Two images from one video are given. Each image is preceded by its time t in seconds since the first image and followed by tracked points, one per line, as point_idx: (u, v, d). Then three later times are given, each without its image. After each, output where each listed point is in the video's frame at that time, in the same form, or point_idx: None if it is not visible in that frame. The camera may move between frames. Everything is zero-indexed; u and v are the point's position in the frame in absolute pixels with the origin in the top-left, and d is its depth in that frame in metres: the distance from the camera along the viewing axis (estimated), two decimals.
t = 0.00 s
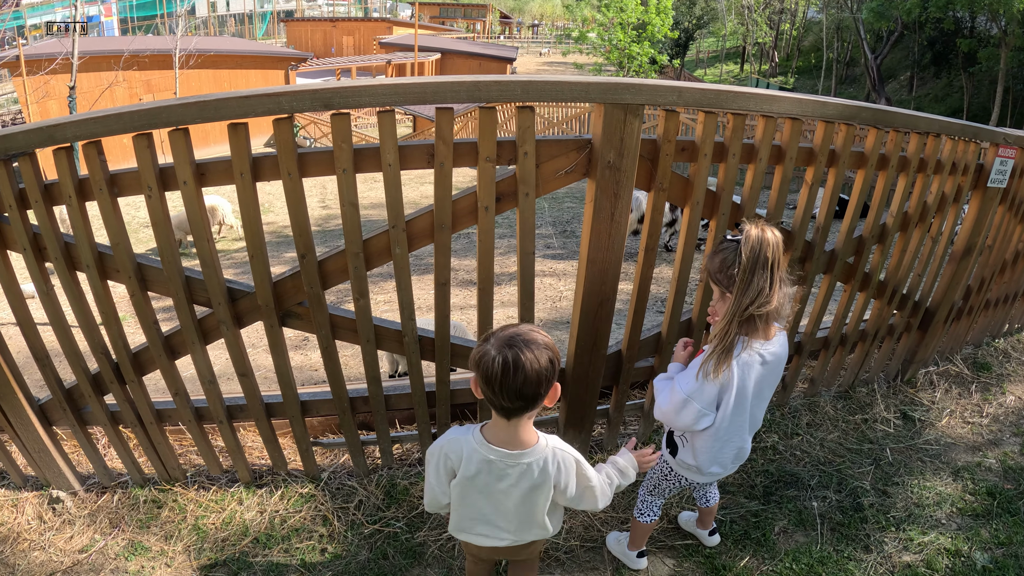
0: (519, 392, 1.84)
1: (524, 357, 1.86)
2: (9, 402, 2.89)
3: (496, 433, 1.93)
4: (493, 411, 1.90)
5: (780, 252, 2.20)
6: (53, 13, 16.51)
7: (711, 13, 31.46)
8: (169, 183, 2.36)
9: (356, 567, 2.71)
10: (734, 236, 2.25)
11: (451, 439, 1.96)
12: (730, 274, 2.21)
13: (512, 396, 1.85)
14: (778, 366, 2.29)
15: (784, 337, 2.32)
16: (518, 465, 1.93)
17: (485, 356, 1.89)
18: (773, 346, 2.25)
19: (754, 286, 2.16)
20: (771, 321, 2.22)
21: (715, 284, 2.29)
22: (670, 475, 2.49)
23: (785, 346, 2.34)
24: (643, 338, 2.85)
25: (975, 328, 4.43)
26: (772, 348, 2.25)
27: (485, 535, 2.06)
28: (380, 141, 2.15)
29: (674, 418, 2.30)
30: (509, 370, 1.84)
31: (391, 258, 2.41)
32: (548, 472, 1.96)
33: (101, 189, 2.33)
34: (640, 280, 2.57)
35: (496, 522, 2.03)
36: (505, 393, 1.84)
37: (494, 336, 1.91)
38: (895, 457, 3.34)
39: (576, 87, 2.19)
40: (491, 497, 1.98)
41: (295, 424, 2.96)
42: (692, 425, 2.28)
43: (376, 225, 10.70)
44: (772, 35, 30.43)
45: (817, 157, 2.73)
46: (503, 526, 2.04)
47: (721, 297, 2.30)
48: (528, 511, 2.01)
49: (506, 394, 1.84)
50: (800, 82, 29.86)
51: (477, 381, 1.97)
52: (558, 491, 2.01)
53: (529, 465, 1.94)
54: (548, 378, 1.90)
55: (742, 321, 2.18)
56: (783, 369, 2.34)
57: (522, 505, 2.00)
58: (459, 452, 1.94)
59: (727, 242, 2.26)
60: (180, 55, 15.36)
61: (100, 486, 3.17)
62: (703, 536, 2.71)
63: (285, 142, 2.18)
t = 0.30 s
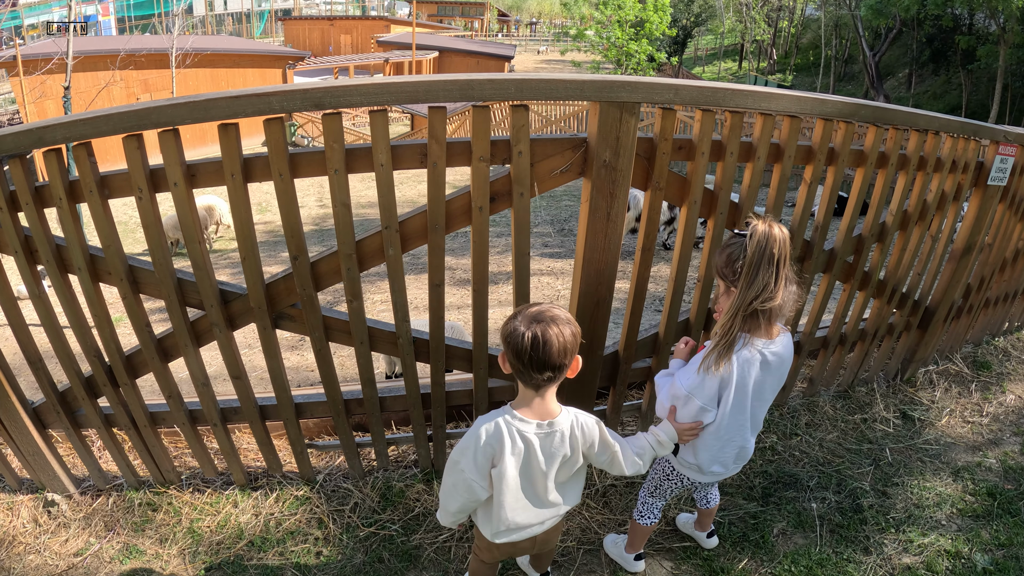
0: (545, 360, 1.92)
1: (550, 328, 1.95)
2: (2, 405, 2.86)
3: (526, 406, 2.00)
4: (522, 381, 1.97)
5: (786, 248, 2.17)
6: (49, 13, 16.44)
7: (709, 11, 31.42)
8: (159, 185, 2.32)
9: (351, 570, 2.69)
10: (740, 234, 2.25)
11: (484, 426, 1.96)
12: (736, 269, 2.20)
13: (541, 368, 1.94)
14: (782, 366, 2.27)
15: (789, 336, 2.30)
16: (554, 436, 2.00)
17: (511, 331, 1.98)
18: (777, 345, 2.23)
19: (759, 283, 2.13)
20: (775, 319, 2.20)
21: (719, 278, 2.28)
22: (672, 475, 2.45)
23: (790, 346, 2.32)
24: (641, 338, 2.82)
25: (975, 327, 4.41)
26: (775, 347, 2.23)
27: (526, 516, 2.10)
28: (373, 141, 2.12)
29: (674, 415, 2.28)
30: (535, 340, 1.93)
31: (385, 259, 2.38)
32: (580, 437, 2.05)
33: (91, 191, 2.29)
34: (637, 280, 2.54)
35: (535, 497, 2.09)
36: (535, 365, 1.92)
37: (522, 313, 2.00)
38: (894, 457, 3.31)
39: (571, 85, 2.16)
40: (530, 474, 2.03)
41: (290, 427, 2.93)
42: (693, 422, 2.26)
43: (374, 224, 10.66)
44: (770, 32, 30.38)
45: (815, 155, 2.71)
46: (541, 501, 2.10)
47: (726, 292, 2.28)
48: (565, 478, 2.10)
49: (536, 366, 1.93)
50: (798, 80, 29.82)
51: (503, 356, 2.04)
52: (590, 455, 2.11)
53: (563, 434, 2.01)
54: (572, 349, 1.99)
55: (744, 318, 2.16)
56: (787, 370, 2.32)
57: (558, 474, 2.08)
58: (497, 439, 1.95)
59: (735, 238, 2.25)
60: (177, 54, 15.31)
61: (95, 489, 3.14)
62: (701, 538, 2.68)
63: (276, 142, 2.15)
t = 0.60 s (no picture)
0: (581, 351, 1.91)
1: (582, 319, 1.95)
2: None
3: (547, 396, 1.97)
4: (553, 373, 1.93)
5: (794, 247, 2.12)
6: (44, 12, 16.37)
7: (707, 9, 31.37)
8: (143, 186, 2.26)
9: None
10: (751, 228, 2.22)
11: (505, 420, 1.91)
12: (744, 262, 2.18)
13: (567, 359, 1.91)
14: (789, 369, 2.21)
15: (799, 338, 2.24)
16: (574, 429, 1.97)
17: (539, 323, 1.94)
18: (784, 346, 2.18)
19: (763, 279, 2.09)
20: (780, 319, 2.15)
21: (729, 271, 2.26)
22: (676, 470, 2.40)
23: (801, 350, 2.25)
24: (635, 339, 2.76)
25: (974, 326, 4.36)
26: (781, 348, 2.18)
27: (542, 511, 2.06)
28: (357, 140, 2.08)
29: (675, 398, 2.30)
30: (569, 330, 1.91)
31: (372, 260, 2.33)
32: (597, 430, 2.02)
33: (74, 193, 2.23)
34: (631, 280, 2.49)
35: (551, 493, 2.05)
36: (561, 355, 1.90)
37: (544, 307, 1.97)
38: (893, 458, 3.27)
39: (562, 82, 2.11)
40: (548, 469, 1.99)
41: (279, 430, 2.87)
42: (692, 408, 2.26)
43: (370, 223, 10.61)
44: (767, 30, 30.33)
45: (812, 152, 2.66)
46: (557, 496, 2.07)
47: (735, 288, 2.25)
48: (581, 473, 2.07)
49: (563, 356, 1.90)
50: (796, 77, 29.77)
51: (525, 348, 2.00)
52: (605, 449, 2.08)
53: (581, 427, 1.98)
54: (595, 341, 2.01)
55: (749, 314, 2.12)
56: (796, 374, 2.25)
57: (575, 469, 2.05)
58: (519, 434, 1.90)
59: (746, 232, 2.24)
60: (173, 53, 15.24)
61: (85, 493, 3.07)
62: (696, 542, 2.64)
63: (259, 142, 2.10)
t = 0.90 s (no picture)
0: (579, 351, 1.87)
1: (579, 317, 1.90)
2: None
3: (545, 396, 1.92)
4: (552, 374, 1.88)
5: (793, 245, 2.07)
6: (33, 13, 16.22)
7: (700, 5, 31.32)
8: (126, 188, 2.20)
9: None
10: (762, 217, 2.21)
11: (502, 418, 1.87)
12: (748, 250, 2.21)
13: (564, 359, 1.86)
14: (795, 372, 2.16)
15: (810, 342, 2.16)
16: (571, 428, 1.92)
17: (535, 323, 1.88)
18: (784, 346, 2.14)
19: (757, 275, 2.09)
20: (780, 318, 2.12)
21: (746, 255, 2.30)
22: (687, 463, 2.42)
23: (813, 355, 2.16)
24: (629, 338, 2.72)
25: (971, 321, 4.33)
26: (783, 348, 2.14)
27: (543, 512, 2.00)
28: (342, 138, 2.03)
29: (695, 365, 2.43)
30: (566, 331, 1.86)
31: (359, 261, 2.29)
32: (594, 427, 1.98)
33: (56, 196, 2.16)
34: (624, 277, 2.44)
35: (552, 493, 2.00)
36: (558, 356, 1.85)
37: (538, 305, 1.92)
38: (891, 455, 3.24)
39: (551, 76, 2.07)
40: (548, 468, 1.94)
41: (269, 434, 2.80)
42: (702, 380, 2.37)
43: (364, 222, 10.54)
44: (761, 25, 30.31)
45: (808, 147, 2.62)
46: (558, 496, 2.01)
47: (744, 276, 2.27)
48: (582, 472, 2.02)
49: (560, 357, 1.86)
50: (790, 72, 29.75)
51: (520, 347, 1.95)
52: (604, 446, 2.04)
53: (580, 423, 1.94)
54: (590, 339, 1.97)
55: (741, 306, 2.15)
56: (807, 380, 2.17)
57: (576, 467, 2.00)
58: (517, 433, 1.85)
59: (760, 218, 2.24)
60: (164, 53, 15.12)
61: (76, 499, 2.99)
62: (694, 544, 2.59)
63: (241, 143, 2.05)
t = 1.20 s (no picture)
0: (566, 349, 1.86)
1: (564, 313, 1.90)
2: None
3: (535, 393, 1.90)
4: (540, 370, 1.87)
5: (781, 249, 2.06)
6: (29, 15, 16.17)
7: (697, 4, 31.31)
8: (118, 191, 2.17)
9: None
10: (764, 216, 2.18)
11: (489, 418, 1.86)
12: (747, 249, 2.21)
13: (552, 357, 1.86)
14: (784, 377, 2.14)
15: (802, 350, 2.12)
16: (559, 425, 1.89)
17: (521, 322, 1.88)
18: (770, 350, 2.13)
19: (745, 277, 2.10)
20: (767, 322, 2.12)
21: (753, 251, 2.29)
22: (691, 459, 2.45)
23: (803, 364, 2.11)
24: (625, 340, 2.70)
25: (969, 320, 4.32)
26: (770, 351, 2.14)
27: (541, 512, 1.98)
28: (335, 140, 2.02)
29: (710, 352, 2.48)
30: (553, 329, 1.86)
31: (353, 264, 2.28)
32: (587, 424, 1.95)
33: (47, 200, 2.14)
34: (621, 278, 2.42)
35: (548, 492, 1.97)
36: (546, 354, 1.85)
37: (524, 304, 1.91)
38: (890, 455, 3.22)
39: (545, 77, 2.05)
40: (541, 467, 1.92)
41: (264, 438, 2.77)
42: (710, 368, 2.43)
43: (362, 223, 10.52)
44: (758, 24, 30.31)
45: (805, 146, 2.60)
46: (555, 495, 1.99)
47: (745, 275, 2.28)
48: (579, 470, 1.99)
49: (547, 355, 1.85)
50: (787, 71, 29.75)
51: (508, 346, 1.94)
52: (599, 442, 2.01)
53: (570, 421, 1.91)
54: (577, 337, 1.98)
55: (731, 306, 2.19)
56: (796, 388, 2.13)
57: (571, 466, 1.96)
58: (504, 433, 1.83)
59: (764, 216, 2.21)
60: (160, 54, 15.09)
61: (72, 503, 2.96)
62: (692, 545, 2.57)
63: (234, 146, 2.03)
